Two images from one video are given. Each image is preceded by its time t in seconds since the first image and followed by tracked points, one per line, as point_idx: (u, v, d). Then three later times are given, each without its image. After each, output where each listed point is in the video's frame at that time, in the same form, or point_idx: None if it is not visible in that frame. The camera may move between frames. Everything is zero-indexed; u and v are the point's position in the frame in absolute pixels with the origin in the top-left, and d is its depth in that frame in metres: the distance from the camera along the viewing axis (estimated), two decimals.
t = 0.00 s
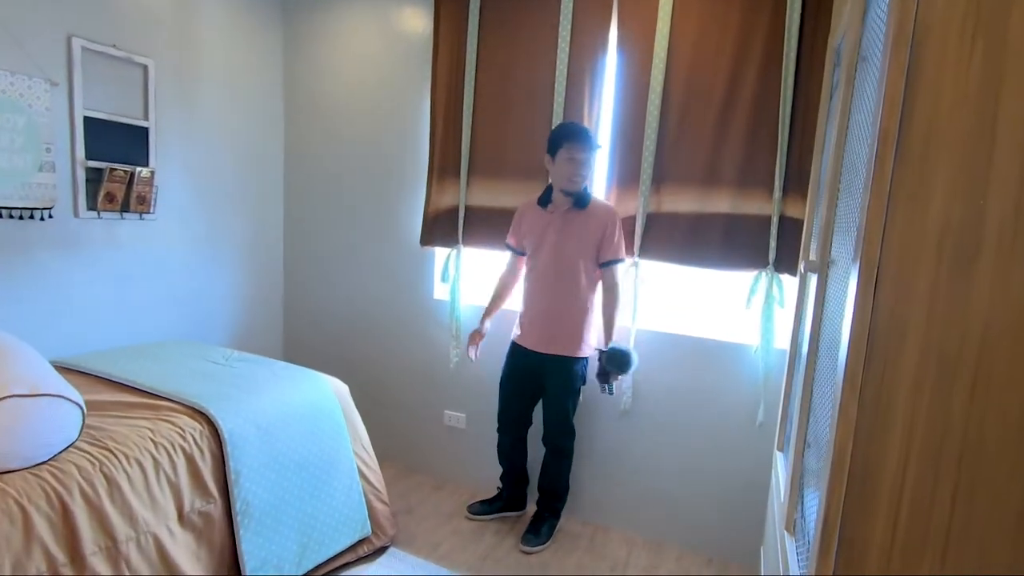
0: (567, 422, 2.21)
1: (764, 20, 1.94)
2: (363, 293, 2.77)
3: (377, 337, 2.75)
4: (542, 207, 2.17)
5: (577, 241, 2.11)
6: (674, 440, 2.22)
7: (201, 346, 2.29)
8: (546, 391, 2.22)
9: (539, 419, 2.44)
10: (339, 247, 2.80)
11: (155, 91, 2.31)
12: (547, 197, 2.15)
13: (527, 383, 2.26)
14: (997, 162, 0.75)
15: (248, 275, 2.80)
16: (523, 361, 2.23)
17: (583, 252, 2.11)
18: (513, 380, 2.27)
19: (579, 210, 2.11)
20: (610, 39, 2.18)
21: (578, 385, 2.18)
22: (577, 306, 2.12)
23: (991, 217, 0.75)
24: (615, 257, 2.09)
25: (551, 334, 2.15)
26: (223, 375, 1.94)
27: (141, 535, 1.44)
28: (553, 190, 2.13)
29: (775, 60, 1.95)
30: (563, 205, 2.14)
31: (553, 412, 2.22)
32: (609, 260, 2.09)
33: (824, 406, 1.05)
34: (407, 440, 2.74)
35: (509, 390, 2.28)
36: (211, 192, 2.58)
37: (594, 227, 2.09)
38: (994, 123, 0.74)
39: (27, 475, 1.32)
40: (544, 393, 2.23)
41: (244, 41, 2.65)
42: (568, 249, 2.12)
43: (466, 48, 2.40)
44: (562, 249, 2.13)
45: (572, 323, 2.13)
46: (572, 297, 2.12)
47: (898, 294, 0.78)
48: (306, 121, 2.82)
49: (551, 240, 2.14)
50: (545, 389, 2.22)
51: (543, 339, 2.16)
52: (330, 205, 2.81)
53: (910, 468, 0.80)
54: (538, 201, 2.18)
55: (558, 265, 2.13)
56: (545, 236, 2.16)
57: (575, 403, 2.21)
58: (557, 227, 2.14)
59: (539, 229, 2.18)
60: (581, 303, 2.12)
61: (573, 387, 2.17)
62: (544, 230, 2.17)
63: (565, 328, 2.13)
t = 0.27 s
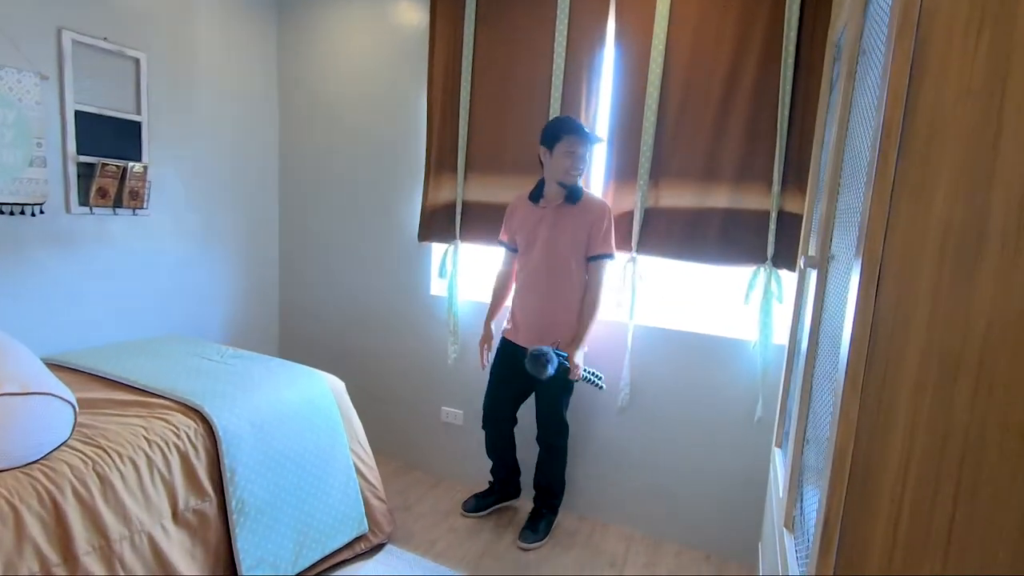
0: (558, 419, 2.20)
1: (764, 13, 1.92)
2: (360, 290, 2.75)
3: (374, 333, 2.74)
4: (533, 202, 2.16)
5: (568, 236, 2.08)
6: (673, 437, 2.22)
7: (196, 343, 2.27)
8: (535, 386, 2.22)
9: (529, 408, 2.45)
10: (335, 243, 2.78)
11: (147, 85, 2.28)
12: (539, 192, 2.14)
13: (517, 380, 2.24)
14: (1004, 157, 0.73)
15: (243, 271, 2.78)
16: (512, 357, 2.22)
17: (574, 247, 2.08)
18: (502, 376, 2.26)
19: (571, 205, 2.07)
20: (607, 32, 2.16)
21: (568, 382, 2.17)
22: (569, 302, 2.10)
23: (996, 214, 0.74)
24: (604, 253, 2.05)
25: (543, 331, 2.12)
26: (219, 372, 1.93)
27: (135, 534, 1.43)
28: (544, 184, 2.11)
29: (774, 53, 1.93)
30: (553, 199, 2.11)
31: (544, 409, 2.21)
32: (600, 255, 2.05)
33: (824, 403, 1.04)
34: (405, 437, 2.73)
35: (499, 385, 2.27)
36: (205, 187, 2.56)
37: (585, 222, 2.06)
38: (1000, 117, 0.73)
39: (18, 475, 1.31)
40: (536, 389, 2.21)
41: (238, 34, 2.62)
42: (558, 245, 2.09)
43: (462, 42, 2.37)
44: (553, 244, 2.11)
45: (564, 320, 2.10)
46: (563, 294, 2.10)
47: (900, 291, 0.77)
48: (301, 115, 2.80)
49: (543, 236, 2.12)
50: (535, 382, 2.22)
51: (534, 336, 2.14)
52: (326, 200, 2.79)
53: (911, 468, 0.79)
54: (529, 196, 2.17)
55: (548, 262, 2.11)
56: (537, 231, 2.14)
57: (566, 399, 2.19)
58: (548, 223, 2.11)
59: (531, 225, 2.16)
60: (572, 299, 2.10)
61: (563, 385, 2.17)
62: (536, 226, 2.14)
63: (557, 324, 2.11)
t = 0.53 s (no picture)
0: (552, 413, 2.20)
1: (762, 7, 1.92)
2: (358, 286, 2.75)
3: (373, 330, 2.74)
4: (515, 195, 2.14)
5: (550, 230, 2.08)
6: (672, 432, 2.22)
7: (194, 340, 2.27)
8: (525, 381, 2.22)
9: (523, 398, 2.46)
10: (333, 239, 2.78)
11: (143, 82, 2.27)
12: (521, 184, 2.11)
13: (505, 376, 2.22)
14: (1002, 149, 0.73)
15: (241, 269, 2.78)
16: (499, 355, 2.19)
17: (556, 241, 2.08)
18: (487, 373, 2.23)
19: (554, 199, 2.06)
20: (605, 27, 2.15)
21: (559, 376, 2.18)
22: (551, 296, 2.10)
23: (994, 206, 0.73)
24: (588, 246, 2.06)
25: (525, 326, 2.13)
26: (216, 369, 1.93)
27: (134, 532, 1.43)
28: (526, 177, 2.09)
29: (773, 47, 1.92)
30: (536, 192, 2.09)
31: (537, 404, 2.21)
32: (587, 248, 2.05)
33: (821, 397, 1.04)
34: (404, 433, 2.73)
35: (484, 383, 2.23)
36: (202, 184, 2.55)
37: (568, 215, 2.05)
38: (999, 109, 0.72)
39: (16, 473, 1.31)
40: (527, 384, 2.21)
41: (234, 31, 2.61)
42: (542, 239, 2.09)
43: (460, 37, 2.36)
44: (536, 239, 2.10)
45: (547, 313, 2.11)
46: (548, 288, 2.10)
47: (898, 284, 0.77)
48: (299, 111, 2.79)
49: (525, 230, 2.11)
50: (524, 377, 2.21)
51: (517, 330, 2.14)
52: (323, 196, 2.78)
53: (908, 461, 0.79)
54: (510, 189, 2.15)
55: (533, 256, 2.11)
56: (519, 225, 2.13)
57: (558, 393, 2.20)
58: (530, 217, 2.10)
59: (513, 219, 2.15)
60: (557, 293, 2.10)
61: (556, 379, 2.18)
62: (518, 220, 2.14)
63: (540, 318, 2.11)
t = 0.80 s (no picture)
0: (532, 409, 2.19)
1: (763, 3, 1.92)
2: (363, 285, 2.77)
3: (378, 328, 2.76)
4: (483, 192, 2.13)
5: (520, 225, 2.07)
6: (676, 427, 2.23)
7: (201, 338, 2.29)
8: (503, 376, 2.20)
9: (501, 390, 2.51)
10: (337, 238, 2.80)
11: (148, 83, 2.29)
12: (487, 182, 2.11)
13: (483, 372, 2.21)
14: (998, 143, 0.73)
15: (246, 268, 2.80)
16: (476, 352, 2.18)
17: (526, 236, 2.07)
18: (465, 370, 2.22)
19: (523, 194, 2.05)
20: (606, 23, 2.16)
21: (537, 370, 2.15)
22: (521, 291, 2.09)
23: (989, 200, 0.74)
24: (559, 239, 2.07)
25: (496, 322, 2.11)
26: (224, 367, 1.95)
27: (144, 526, 1.45)
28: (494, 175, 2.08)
29: (774, 43, 1.92)
30: (505, 189, 2.07)
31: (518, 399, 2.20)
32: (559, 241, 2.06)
33: (821, 390, 1.05)
34: (409, 430, 2.75)
35: (463, 380, 2.22)
36: (207, 184, 2.57)
37: (537, 210, 2.06)
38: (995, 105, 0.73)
39: (29, 469, 1.33)
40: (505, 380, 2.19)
41: (237, 31, 2.63)
42: (512, 235, 2.08)
43: (461, 35, 2.37)
44: (508, 235, 2.09)
45: (516, 309, 2.09)
46: (520, 284, 2.09)
47: (893, 276, 0.78)
48: (303, 110, 2.81)
49: (495, 227, 2.10)
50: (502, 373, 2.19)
51: (489, 327, 2.13)
52: (328, 195, 2.80)
53: (904, 452, 0.80)
54: (478, 186, 2.14)
55: (504, 252, 2.09)
56: (488, 222, 2.12)
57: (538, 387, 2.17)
58: (500, 212, 2.09)
59: (482, 216, 2.14)
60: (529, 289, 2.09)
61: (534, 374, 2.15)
62: (488, 216, 2.12)
63: (511, 314, 2.09)
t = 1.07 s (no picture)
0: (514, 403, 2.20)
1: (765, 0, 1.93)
2: (370, 284, 2.80)
3: (385, 326, 2.79)
4: (458, 188, 2.11)
5: (496, 222, 2.07)
6: (680, 423, 2.24)
7: (212, 338, 2.33)
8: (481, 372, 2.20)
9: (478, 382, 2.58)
10: (345, 238, 2.83)
11: (158, 87, 2.34)
12: (461, 177, 2.09)
13: (464, 368, 2.20)
14: (986, 138, 0.75)
15: (256, 268, 2.84)
16: (454, 348, 2.17)
17: (501, 233, 2.08)
18: (444, 366, 2.22)
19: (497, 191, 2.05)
20: (609, 23, 2.17)
21: (516, 364, 2.16)
22: (493, 288, 2.09)
23: (977, 195, 0.76)
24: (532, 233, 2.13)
25: (469, 317, 2.11)
26: (235, 365, 1.99)
27: (157, 520, 1.48)
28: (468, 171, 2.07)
29: (776, 40, 1.93)
30: (481, 185, 2.07)
31: (498, 394, 2.20)
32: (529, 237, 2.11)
33: (819, 382, 1.07)
34: (417, 428, 2.78)
35: (443, 376, 2.22)
36: (217, 186, 2.61)
37: (510, 206, 2.07)
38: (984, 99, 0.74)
39: (46, 464, 1.37)
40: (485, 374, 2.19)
41: (245, 35, 2.67)
42: (489, 230, 2.08)
43: (465, 36, 2.40)
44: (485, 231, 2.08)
45: (491, 305, 2.09)
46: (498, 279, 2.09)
47: (885, 270, 0.79)
48: (310, 112, 2.84)
49: (470, 223, 2.08)
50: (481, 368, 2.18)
51: (461, 323, 2.13)
52: (335, 196, 2.83)
53: (897, 444, 0.82)
54: (452, 182, 2.11)
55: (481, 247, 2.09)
56: (464, 218, 2.09)
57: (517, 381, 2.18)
58: (476, 209, 2.07)
59: (457, 212, 2.11)
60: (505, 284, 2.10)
61: (512, 368, 2.16)
62: (463, 212, 2.10)
63: (484, 309, 2.09)
